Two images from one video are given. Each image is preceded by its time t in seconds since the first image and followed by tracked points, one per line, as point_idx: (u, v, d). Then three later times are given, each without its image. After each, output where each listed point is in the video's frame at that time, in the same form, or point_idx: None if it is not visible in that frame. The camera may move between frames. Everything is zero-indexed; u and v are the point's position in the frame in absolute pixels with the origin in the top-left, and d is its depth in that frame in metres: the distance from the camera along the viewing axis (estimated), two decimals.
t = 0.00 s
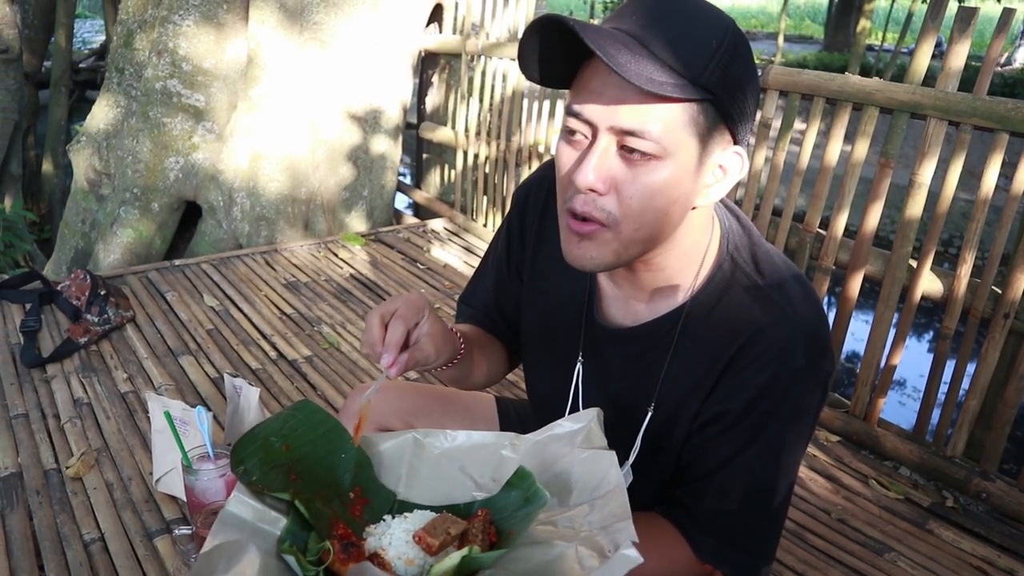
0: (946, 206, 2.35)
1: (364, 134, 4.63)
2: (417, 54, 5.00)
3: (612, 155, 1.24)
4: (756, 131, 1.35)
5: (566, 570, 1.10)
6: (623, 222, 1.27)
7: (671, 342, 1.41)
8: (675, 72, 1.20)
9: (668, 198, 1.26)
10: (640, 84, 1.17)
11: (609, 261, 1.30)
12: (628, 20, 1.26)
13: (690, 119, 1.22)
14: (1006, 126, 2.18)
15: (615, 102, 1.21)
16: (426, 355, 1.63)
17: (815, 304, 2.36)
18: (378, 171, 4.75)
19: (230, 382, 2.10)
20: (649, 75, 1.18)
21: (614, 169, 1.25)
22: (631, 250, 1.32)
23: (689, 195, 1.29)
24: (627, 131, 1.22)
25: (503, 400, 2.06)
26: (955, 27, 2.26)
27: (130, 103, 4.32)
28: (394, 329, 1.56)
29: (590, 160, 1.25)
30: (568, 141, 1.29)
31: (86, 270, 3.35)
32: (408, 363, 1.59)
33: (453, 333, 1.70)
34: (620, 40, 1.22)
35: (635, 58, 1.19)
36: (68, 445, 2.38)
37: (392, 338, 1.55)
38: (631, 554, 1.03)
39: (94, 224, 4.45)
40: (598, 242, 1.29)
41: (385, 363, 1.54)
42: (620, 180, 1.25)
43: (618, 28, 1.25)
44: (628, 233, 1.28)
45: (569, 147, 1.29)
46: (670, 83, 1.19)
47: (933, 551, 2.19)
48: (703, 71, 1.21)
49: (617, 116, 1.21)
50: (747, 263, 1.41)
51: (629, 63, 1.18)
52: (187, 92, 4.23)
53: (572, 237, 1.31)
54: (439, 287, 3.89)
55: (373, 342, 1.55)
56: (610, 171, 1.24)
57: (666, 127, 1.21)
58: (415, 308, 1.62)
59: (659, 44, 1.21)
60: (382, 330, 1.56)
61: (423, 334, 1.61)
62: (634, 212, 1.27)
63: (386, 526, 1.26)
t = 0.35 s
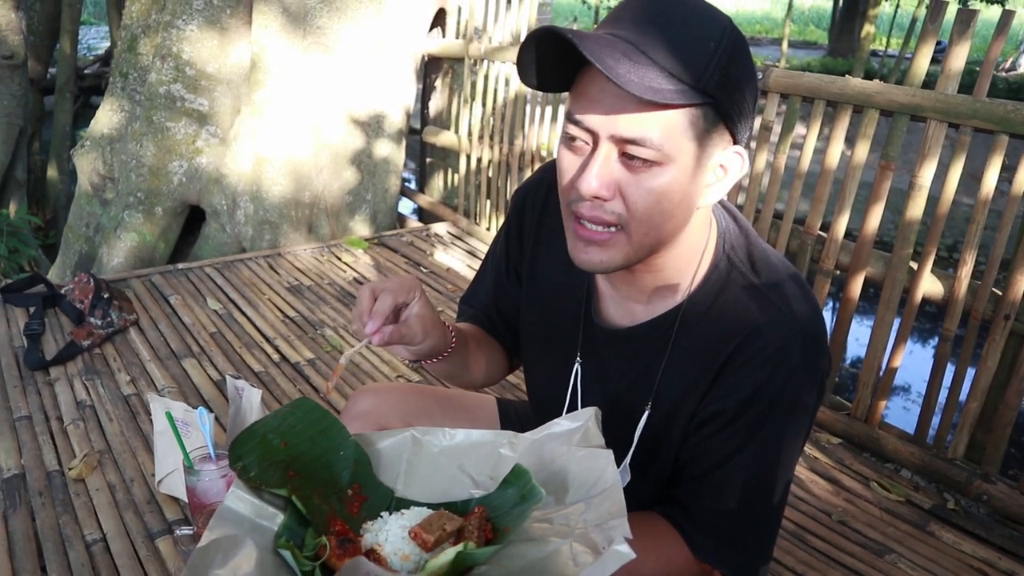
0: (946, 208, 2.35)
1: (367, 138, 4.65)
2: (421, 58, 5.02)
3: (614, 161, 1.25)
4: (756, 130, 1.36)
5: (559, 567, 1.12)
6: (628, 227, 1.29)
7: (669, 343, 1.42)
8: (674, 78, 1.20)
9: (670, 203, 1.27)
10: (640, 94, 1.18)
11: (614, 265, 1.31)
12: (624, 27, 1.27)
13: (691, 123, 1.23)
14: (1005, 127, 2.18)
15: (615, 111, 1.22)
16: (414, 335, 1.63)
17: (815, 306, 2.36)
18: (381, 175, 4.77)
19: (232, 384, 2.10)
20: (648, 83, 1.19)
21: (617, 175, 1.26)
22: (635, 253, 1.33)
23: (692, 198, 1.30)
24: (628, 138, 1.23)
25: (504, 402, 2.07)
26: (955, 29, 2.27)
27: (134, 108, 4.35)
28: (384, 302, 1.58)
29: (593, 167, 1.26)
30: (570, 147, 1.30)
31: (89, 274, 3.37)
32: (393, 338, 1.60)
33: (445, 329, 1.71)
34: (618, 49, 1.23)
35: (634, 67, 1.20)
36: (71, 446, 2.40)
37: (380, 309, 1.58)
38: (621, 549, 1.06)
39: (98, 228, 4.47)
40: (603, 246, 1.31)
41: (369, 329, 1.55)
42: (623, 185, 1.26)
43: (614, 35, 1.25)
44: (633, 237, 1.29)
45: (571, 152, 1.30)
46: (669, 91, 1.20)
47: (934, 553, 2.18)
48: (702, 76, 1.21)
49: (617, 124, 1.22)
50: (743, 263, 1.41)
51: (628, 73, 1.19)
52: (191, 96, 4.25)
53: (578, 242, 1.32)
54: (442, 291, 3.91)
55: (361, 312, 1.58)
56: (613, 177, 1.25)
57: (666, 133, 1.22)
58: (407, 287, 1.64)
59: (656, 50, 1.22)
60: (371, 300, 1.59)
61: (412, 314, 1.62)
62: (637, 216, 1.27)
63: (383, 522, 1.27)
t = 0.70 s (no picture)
0: (951, 211, 2.35)
1: (374, 143, 4.67)
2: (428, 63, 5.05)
3: (615, 163, 1.26)
4: (757, 131, 1.36)
5: (558, 567, 1.14)
6: (628, 229, 1.29)
7: (670, 346, 1.42)
8: (676, 81, 1.21)
9: (670, 206, 1.27)
10: (640, 96, 1.19)
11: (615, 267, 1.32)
12: (626, 30, 1.28)
13: (692, 126, 1.24)
14: (1010, 130, 2.18)
15: (616, 114, 1.23)
16: (427, 312, 1.63)
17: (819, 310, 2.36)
18: (388, 180, 4.79)
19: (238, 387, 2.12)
20: (650, 86, 1.20)
21: (617, 178, 1.26)
22: (635, 255, 1.33)
23: (692, 202, 1.30)
24: (629, 141, 1.23)
25: (508, 405, 2.08)
26: (959, 32, 2.26)
27: (143, 112, 4.39)
28: (402, 271, 1.60)
29: (594, 169, 1.26)
30: (572, 149, 1.31)
31: (98, 277, 3.39)
32: (405, 310, 1.60)
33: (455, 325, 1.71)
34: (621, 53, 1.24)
35: (636, 70, 1.21)
36: (79, 448, 2.42)
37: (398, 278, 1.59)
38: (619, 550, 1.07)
39: (108, 233, 4.51)
40: (603, 248, 1.31)
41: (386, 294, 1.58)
42: (623, 187, 1.26)
43: (617, 38, 1.26)
44: (634, 239, 1.30)
45: (573, 155, 1.31)
46: (669, 94, 1.20)
47: (940, 557, 2.18)
48: (704, 79, 1.22)
49: (618, 126, 1.23)
50: (744, 265, 1.42)
51: (630, 76, 1.20)
52: (199, 101, 4.28)
53: (579, 245, 1.32)
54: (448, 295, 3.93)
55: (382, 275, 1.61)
56: (614, 179, 1.25)
57: (667, 136, 1.23)
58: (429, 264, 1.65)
59: (657, 53, 1.23)
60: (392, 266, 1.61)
61: (428, 293, 1.61)
62: (638, 219, 1.28)
63: (384, 523, 1.28)
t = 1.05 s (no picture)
0: (953, 216, 2.35)
1: (378, 148, 4.69)
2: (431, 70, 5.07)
3: (610, 166, 1.26)
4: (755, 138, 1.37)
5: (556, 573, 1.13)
6: (623, 232, 1.29)
7: (670, 352, 1.42)
8: (672, 86, 1.22)
9: (665, 209, 1.28)
10: (635, 98, 1.20)
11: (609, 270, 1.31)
12: (624, 34, 1.28)
13: (688, 130, 1.24)
14: (1013, 135, 2.18)
15: (613, 116, 1.23)
16: (417, 330, 1.62)
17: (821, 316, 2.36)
18: (391, 186, 4.81)
19: (242, 393, 2.14)
20: (645, 89, 1.20)
21: (613, 180, 1.26)
22: (630, 259, 1.33)
23: (687, 206, 1.31)
24: (625, 144, 1.24)
25: (510, 411, 2.08)
26: (961, 37, 2.26)
27: (147, 119, 4.41)
28: (390, 292, 1.58)
29: (590, 172, 1.26)
30: (567, 151, 1.31)
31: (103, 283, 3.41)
32: (396, 331, 1.59)
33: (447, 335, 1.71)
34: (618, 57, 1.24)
35: (632, 73, 1.21)
36: (83, 453, 2.43)
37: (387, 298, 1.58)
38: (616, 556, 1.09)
39: (112, 239, 4.53)
40: (598, 250, 1.31)
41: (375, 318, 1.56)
42: (619, 189, 1.26)
43: (614, 42, 1.27)
44: (628, 242, 1.30)
45: (568, 157, 1.31)
46: (665, 97, 1.21)
47: (943, 563, 2.17)
48: (700, 84, 1.23)
49: (614, 129, 1.24)
50: (743, 271, 1.42)
51: (627, 79, 1.20)
52: (203, 108, 4.30)
53: (572, 247, 1.32)
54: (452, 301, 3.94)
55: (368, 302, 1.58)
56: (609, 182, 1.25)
57: (663, 140, 1.23)
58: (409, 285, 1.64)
59: (653, 57, 1.24)
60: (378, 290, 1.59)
61: (417, 310, 1.61)
62: (633, 222, 1.28)
63: (385, 528, 1.28)
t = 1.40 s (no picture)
0: (958, 222, 2.34)
1: (382, 154, 4.73)
2: (434, 76, 5.09)
3: (617, 169, 1.26)
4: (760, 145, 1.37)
5: None
6: (630, 234, 1.28)
7: (676, 358, 1.42)
8: (679, 85, 1.23)
9: (672, 211, 1.27)
10: (643, 96, 1.20)
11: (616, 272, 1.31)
12: (632, 37, 1.29)
13: (695, 132, 1.25)
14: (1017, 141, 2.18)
15: (620, 117, 1.24)
16: (392, 315, 1.61)
17: (828, 322, 2.34)
18: (395, 193, 4.83)
19: (246, 399, 2.14)
20: (653, 88, 1.21)
21: (620, 183, 1.26)
22: (636, 262, 1.32)
23: (694, 209, 1.30)
24: (632, 145, 1.24)
25: (514, 418, 2.08)
26: (965, 44, 2.26)
27: (152, 126, 4.43)
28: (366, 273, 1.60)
29: (596, 175, 1.27)
30: (574, 155, 1.31)
31: (107, 289, 3.42)
32: (368, 313, 1.58)
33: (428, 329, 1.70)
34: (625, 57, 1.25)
35: (640, 71, 1.22)
36: (88, 460, 2.43)
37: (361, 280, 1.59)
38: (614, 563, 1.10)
39: (117, 245, 4.54)
40: (605, 252, 1.30)
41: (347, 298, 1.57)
42: (626, 191, 1.26)
43: (622, 44, 1.28)
44: (635, 244, 1.29)
45: (575, 161, 1.31)
46: (673, 96, 1.22)
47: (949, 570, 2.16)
48: (707, 85, 1.23)
49: (621, 129, 1.24)
50: (750, 277, 1.42)
51: (634, 77, 1.21)
52: (208, 115, 4.32)
53: (579, 249, 1.31)
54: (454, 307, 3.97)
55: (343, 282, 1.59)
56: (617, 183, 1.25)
57: (670, 142, 1.24)
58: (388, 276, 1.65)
59: (662, 57, 1.24)
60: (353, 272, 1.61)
61: (393, 295, 1.61)
62: (640, 224, 1.27)
63: (386, 535, 1.29)
